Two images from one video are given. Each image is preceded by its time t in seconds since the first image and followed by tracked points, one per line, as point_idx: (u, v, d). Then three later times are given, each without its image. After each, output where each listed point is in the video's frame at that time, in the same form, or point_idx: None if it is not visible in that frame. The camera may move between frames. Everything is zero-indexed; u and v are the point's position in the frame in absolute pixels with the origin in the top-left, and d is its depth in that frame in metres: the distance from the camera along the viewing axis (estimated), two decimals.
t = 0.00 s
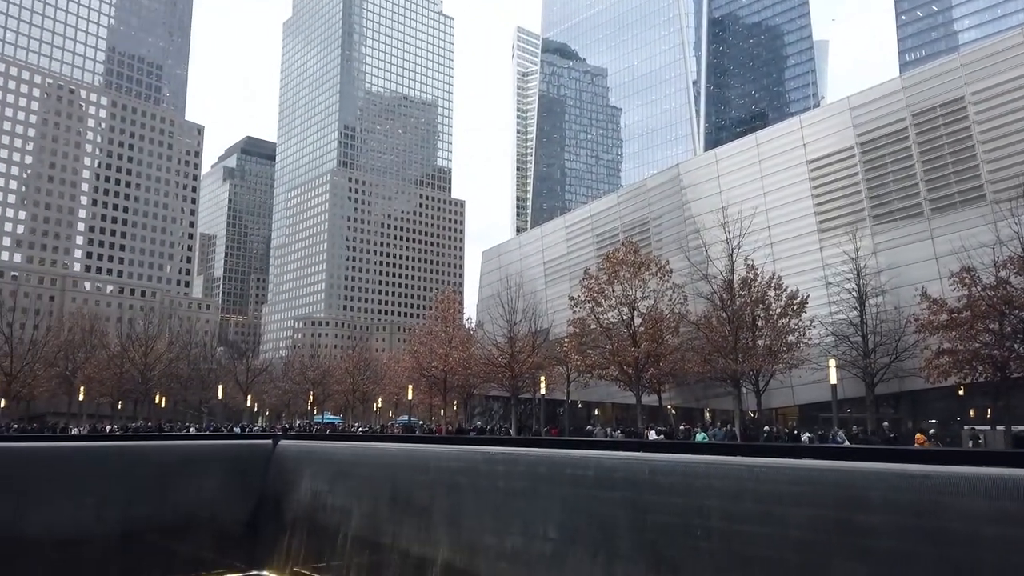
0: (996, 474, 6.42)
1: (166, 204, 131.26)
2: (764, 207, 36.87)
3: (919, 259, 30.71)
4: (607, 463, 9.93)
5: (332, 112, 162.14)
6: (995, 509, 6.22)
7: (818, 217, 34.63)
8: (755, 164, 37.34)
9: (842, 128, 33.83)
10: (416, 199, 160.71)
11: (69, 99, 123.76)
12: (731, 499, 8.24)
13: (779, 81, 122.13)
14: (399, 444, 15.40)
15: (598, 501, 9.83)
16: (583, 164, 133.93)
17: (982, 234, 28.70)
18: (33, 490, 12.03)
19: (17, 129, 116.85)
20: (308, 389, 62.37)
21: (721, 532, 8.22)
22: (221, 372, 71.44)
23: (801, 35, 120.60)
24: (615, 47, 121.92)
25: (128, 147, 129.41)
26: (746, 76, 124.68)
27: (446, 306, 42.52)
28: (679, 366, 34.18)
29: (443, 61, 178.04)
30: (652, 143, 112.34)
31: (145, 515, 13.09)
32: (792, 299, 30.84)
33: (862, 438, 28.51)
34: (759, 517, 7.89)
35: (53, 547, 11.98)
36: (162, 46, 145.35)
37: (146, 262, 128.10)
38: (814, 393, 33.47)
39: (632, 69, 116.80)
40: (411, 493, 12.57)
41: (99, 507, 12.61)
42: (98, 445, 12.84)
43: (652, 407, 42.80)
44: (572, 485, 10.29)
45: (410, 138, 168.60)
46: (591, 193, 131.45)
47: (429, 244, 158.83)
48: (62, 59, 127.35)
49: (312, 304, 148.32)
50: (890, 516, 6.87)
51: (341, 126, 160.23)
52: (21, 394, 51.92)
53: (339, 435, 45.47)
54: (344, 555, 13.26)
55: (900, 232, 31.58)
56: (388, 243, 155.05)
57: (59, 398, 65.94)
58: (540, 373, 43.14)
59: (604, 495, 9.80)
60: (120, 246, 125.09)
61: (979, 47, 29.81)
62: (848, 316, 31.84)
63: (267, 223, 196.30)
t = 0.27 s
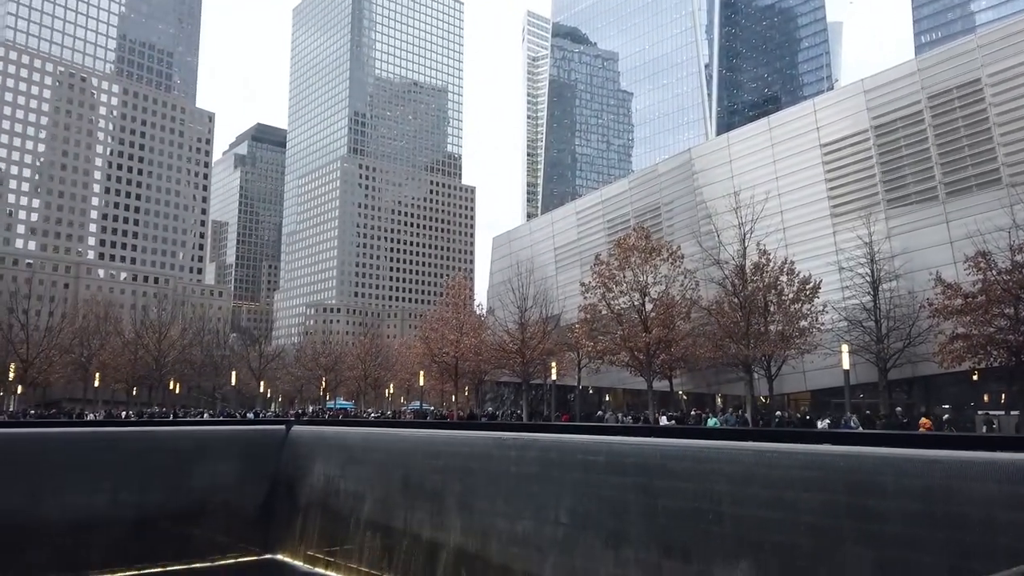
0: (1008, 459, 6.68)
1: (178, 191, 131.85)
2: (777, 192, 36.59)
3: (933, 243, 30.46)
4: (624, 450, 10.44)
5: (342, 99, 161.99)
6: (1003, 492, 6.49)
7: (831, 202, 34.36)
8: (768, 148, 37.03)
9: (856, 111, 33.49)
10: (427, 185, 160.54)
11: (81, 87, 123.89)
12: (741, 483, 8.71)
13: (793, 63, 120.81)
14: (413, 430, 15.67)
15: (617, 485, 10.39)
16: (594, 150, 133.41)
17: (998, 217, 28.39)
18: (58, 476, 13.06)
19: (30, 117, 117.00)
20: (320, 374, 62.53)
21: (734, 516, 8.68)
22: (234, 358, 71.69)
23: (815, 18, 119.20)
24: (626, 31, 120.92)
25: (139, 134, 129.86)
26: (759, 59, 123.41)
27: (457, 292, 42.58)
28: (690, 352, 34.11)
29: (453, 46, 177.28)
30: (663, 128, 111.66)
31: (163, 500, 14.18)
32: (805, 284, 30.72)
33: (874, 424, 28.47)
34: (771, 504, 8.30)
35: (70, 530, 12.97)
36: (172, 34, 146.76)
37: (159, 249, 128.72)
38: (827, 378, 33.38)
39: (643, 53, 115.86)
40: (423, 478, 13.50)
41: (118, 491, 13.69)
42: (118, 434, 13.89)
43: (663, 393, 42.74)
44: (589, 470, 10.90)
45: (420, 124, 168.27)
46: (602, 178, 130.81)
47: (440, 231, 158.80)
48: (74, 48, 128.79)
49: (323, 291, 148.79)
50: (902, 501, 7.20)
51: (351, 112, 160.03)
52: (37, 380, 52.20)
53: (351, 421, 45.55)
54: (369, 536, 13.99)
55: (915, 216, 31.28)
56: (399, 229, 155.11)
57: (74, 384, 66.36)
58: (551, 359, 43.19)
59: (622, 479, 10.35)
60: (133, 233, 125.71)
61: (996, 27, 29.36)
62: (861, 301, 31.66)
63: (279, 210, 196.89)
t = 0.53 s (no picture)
0: None
1: (191, 181, 132.37)
2: (791, 178, 36.29)
3: (950, 229, 30.16)
4: (640, 438, 10.50)
5: (353, 88, 161.95)
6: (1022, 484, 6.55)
7: (846, 189, 34.07)
8: (781, 134, 36.75)
9: (871, 96, 33.13)
10: (438, 173, 160.43)
11: (94, 78, 124.22)
12: (755, 472, 8.82)
13: (807, 49, 119.30)
14: (427, 417, 15.77)
15: (628, 472, 10.53)
16: (606, 137, 132.68)
17: (1016, 204, 28.04)
18: (75, 460, 13.43)
19: (45, 108, 117.69)
20: (332, 363, 62.80)
21: (750, 504, 8.81)
22: (248, 346, 72.25)
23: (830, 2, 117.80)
24: (638, 17, 119.95)
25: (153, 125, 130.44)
26: (773, 44, 122.14)
27: (470, 281, 42.54)
28: (703, 340, 34.00)
29: (464, 34, 176.75)
30: (676, 114, 110.88)
31: (177, 486, 14.52)
32: (819, 271, 30.55)
33: (888, 412, 28.32)
34: (785, 491, 8.44)
35: (86, 518, 13.39)
36: (184, 23, 147.51)
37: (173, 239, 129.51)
38: (840, 365, 33.24)
39: (655, 39, 114.90)
40: (436, 466, 13.54)
41: (134, 477, 14.06)
42: (133, 421, 14.21)
43: (676, 380, 42.74)
44: (603, 456, 10.99)
45: (432, 112, 168.05)
46: (615, 166, 130.10)
47: (452, 219, 158.63)
48: (85, 39, 128.08)
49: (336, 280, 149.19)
50: (921, 490, 7.29)
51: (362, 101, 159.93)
52: (54, 369, 52.70)
53: (366, 409, 45.67)
54: (382, 522, 14.17)
55: (932, 202, 30.97)
56: (410, 218, 155.18)
57: (91, 373, 67.00)
58: (563, 347, 43.19)
59: (633, 466, 10.49)
60: (147, 224, 126.55)
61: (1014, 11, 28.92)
62: (875, 288, 31.43)
63: (291, 200, 197.45)
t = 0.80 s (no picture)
0: None
1: (207, 173, 132.98)
2: (808, 167, 35.97)
3: (970, 218, 29.79)
4: (656, 429, 10.63)
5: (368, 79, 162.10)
6: None
7: (864, 178, 33.71)
8: (799, 122, 36.40)
9: (890, 84, 32.73)
10: (453, 164, 160.37)
11: (111, 71, 125.15)
12: (772, 463, 8.96)
13: (825, 36, 117.57)
14: (443, 408, 15.94)
15: (642, 462, 10.67)
16: (621, 127, 131.98)
17: None
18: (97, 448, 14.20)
19: (63, 102, 118.64)
20: (348, 353, 62.93)
21: (763, 494, 8.99)
22: (265, 337, 72.87)
23: None
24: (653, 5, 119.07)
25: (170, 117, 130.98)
26: (790, 31, 120.74)
27: (484, 272, 42.60)
28: (719, 330, 33.82)
29: (478, 25, 176.43)
30: (691, 103, 109.99)
31: (196, 474, 15.22)
32: (836, 261, 30.27)
33: (906, 403, 28.09)
34: (798, 479, 8.63)
35: (104, 507, 14.08)
36: (199, 16, 147.76)
37: (190, 231, 130.40)
38: (856, 355, 33.03)
39: (671, 27, 113.91)
40: (450, 456, 13.77)
41: (154, 465, 14.79)
42: (155, 411, 14.99)
43: (691, 371, 42.69)
44: (616, 446, 11.14)
45: (446, 103, 167.96)
46: (629, 156, 129.37)
47: (466, 210, 158.53)
48: (102, 32, 129.68)
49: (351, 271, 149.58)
50: (941, 480, 7.38)
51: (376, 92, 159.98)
52: (73, 359, 53.10)
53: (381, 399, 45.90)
54: (401, 512, 14.52)
55: (951, 191, 30.60)
56: (425, 209, 155.29)
57: (111, 364, 67.83)
58: (578, 338, 43.14)
59: (646, 455, 10.66)
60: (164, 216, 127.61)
61: None
62: (894, 278, 31.10)
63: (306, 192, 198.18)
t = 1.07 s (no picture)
0: None
1: (224, 167, 134.08)
2: (827, 157, 35.63)
3: (992, 208, 29.37)
4: (672, 421, 10.87)
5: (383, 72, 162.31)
6: None
7: (883, 167, 33.33)
8: (817, 111, 36.02)
9: (910, 72, 32.31)
10: (468, 156, 160.30)
11: (129, 65, 126.06)
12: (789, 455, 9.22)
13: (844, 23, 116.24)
14: (459, 400, 16.59)
15: (659, 456, 10.92)
16: (636, 117, 131.44)
17: None
18: (126, 440, 15.95)
19: (82, 96, 119.46)
20: (364, 345, 63.27)
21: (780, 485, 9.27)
22: (282, 329, 73.33)
23: None
24: None
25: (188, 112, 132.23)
26: (809, 19, 119.30)
27: (499, 264, 42.63)
28: (736, 323, 33.63)
29: (493, 16, 176.03)
30: (707, 94, 109.26)
31: (217, 466, 16.95)
32: (856, 252, 30.04)
33: (927, 395, 27.79)
34: (817, 473, 8.89)
35: (132, 494, 15.83)
36: (216, 10, 149.02)
37: (207, 225, 131.60)
38: (876, 347, 32.74)
39: (687, 16, 112.97)
40: (467, 448, 14.60)
41: (177, 457, 16.50)
42: (176, 406, 16.79)
43: (709, 362, 42.55)
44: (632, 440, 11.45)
45: (461, 95, 167.86)
46: (645, 146, 128.72)
47: (482, 201, 158.50)
48: (120, 26, 130.01)
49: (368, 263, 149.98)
50: (959, 471, 7.62)
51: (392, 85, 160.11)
52: (94, 352, 53.82)
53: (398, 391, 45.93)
54: (424, 504, 15.32)
55: (973, 180, 30.16)
56: (440, 202, 155.39)
57: (131, 356, 68.42)
58: (594, 331, 43.04)
59: (663, 449, 10.91)
60: (183, 209, 128.75)
61: None
62: (914, 268, 30.74)
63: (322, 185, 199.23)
